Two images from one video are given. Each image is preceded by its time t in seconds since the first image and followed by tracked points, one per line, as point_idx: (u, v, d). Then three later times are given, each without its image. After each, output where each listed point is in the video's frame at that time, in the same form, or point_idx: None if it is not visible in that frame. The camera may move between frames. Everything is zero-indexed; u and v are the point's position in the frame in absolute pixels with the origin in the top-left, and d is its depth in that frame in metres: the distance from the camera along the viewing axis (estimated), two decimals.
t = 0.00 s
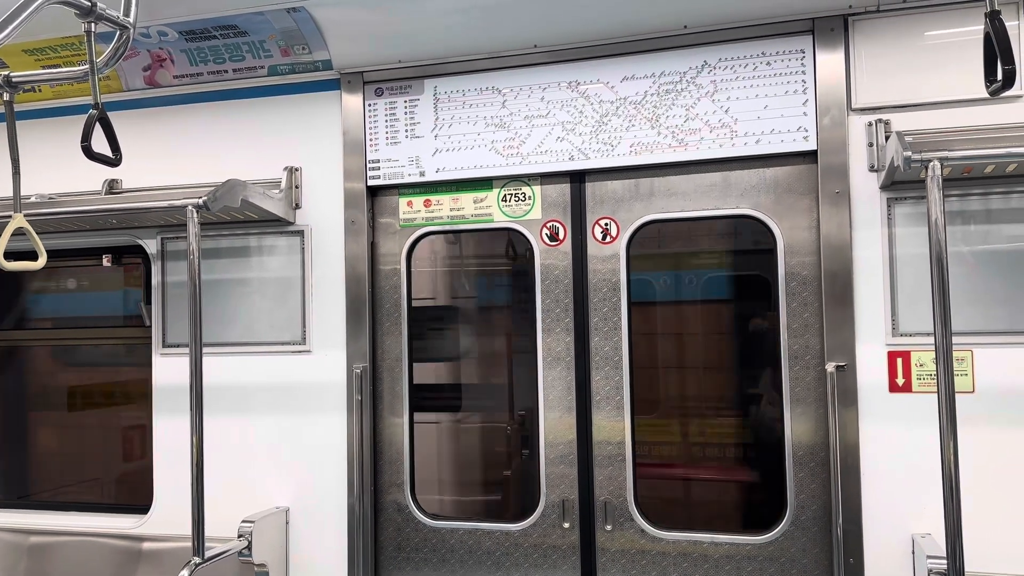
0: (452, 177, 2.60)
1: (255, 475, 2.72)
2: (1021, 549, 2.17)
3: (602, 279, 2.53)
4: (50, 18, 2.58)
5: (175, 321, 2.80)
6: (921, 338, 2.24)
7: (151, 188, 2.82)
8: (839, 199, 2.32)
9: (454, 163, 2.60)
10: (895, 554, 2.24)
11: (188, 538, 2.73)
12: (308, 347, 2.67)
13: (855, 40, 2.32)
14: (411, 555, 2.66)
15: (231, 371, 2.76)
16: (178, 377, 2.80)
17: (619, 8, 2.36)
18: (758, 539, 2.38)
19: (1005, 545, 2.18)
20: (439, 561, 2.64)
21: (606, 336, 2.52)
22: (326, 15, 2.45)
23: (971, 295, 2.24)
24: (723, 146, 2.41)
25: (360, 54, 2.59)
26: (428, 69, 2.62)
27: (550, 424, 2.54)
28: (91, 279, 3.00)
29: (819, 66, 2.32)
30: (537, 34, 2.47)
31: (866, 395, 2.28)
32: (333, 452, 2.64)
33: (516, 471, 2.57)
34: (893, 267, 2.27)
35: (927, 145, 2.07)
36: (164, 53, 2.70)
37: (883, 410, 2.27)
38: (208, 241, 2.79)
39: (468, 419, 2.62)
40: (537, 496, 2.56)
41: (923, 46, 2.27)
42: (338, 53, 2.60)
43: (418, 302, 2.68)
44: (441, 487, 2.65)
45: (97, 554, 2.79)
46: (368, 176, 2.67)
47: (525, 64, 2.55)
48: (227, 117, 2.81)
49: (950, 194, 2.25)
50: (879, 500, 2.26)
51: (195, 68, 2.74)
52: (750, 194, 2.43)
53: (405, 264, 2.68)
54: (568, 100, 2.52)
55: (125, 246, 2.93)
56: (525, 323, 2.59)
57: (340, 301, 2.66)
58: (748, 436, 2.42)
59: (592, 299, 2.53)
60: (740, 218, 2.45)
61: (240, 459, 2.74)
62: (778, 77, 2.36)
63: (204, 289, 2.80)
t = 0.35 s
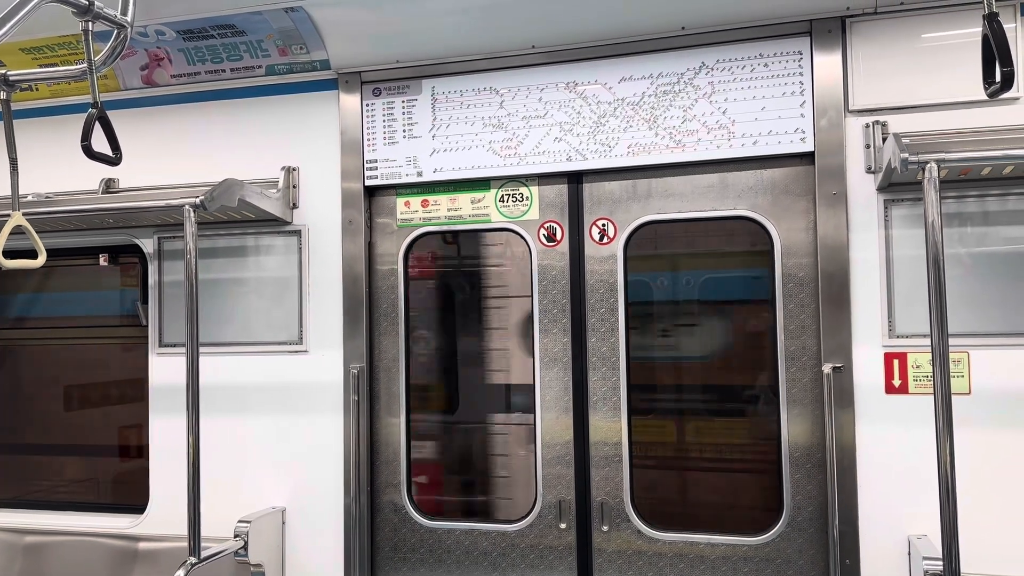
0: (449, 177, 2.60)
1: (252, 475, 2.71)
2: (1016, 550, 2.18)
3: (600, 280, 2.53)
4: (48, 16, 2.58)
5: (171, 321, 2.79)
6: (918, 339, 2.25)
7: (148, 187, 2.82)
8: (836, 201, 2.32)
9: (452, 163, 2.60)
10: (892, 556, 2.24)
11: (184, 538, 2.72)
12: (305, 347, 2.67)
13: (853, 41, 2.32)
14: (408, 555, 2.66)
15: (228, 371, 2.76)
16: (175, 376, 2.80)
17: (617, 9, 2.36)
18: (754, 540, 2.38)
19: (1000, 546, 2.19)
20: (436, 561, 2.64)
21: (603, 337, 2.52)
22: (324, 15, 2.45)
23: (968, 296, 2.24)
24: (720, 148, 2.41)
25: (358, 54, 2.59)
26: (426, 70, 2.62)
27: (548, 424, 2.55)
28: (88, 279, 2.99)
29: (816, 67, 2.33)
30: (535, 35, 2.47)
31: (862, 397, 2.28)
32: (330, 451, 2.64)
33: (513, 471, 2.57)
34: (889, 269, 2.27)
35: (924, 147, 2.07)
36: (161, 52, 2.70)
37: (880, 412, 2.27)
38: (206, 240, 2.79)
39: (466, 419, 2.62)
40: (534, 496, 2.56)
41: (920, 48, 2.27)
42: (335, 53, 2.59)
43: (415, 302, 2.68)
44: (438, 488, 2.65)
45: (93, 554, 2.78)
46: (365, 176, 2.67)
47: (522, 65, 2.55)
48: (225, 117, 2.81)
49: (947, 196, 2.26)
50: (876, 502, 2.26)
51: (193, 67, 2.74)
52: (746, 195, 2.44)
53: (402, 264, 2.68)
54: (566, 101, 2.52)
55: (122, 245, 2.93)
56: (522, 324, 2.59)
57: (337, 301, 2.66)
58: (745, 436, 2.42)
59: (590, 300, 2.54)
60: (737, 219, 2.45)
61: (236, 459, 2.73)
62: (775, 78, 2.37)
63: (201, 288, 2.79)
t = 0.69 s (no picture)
0: (447, 178, 2.60)
1: (249, 475, 2.71)
2: (1012, 552, 2.18)
3: (597, 281, 2.53)
4: (46, 14, 2.58)
5: (168, 321, 2.79)
6: (915, 341, 2.25)
7: (146, 186, 2.81)
8: (833, 202, 2.33)
9: (450, 163, 2.60)
10: (889, 558, 2.25)
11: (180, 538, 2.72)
12: (302, 347, 2.67)
13: (851, 43, 2.32)
14: (404, 555, 2.66)
15: (225, 370, 2.76)
16: (171, 376, 2.79)
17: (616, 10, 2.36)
18: (751, 541, 2.38)
19: (997, 548, 2.19)
20: (433, 561, 2.64)
21: (600, 338, 2.52)
22: (322, 15, 2.45)
23: (965, 298, 2.25)
24: (718, 149, 2.41)
25: (356, 53, 2.59)
26: (424, 70, 2.62)
27: (545, 424, 2.55)
28: (85, 278, 2.99)
29: (814, 69, 2.33)
30: (534, 35, 2.47)
31: (859, 398, 2.29)
32: (327, 451, 2.64)
33: (510, 472, 2.57)
34: (886, 270, 2.28)
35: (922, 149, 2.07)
36: (159, 51, 2.70)
37: (876, 414, 2.27)
38: (203, 240, 2.78)
39: (463, 419, 2.62)
40: (531, 497, 2.56)
41: (918, 50, 2.28)
42: (334, 53, 2.59)
43: (413, 302, 2.68)
44: (435, 488, 2.64)
45: (88, 554, 2.77)
46: (363, 176, 2.67)
47: (521, 65, 2.55)
48: (222, 116, 2.80)
49: (944, 198, 2.26)
50: (872, 503, 2.26)
51: (191, 67, 2.74)
52: (744, 197, 2.44)
53: (399, 264, 2.68)
54: (564, 101, 2.52)
55: (119, 245, 2.92)
56: (519, 324, 2.59)
57: (334, 300, 2.66)
58: (741, 437, 2.42)
59: (587, 300, 2.54)
60: (734, 221, 2.45)
61: (233, 459, 2.73)
62: (773, 80, 2.37)
63: (198, 288, 2.79)
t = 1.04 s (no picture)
0: (445, 177, 2.60)
1: (246, 474, 2.71)
2: (1009, 554, 2.19)
3: (595, 281, 2.53)
4: (44, 12, 2.58)
5: (166, 320, 2.79)
6: (912, 342, 2.25)
7: (143, 185, 2.81)
8: (831, 203, 2.33)
9: (448, 163, 2.60)
10: (886, 559, 2.25)
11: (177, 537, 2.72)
12: (300, 346, 2.67)
13: (849, 44, 2.32)
14: (401, 555, 2.66)
15: (223, 369, 2.76)
16: (169, 375, 2.79)
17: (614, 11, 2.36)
18: (748, 541, 2.39)
19: (994, 549, 2.19)
20: (430, 561, 2.64)
21: (598, 338, 2.52)
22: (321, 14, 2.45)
23: (962, 299, 2.25)
24: (716, 149, 2.41)
25: (354, 53, 2.59)
26: (422, 69, 2.62)
27: (542, 424, 2.55)
28: (82, 276, 2.98)
29: (812, 70, 2.33)
30: (532, 35, 2.47)
31: (856, 398, 2.29)
32: (324, 451, 2.64)
33: (507, 472, 2.57)
34: (883, 271, 2.28)
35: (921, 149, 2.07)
36: (157, 50, 2.70)
37: (873, 415, 2.28)
38: (200, 239, 2.78)
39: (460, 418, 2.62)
40: (528, 497, 2.56)
41: (915, 51, 2.28)
42: (332, 52, 2.59)
43: (410, 301, 2.68)
44: (432, 488, 2.64)
45: (85, 553, 2.77)
46: (362, 176, 2.66)
47: (519, 65, 2.55)
48: (220, 115, 2.80)
49: (941, 199, 2.26)
50: (870, 504, 2.27)
51: (189, 65, 2.74)
52: (742, 197, 2.44)
53: (397, 264, 2.68)
54: (562, 101, 2.52)
55: (117, 243, 2.92)
56: (517, 325, 2.59)
57: (332, 300, 2.66)
58: (738, 438, 2.42)
59: (585, 301, 2.54)
60: (732, 221, 2.45)
61: (230, 458, 2.73)
62: (771, 80, 2.37)
63: (195, 287, 2.79)
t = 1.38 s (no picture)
0: (444, 175, 2.60)
1: (244, 471, 2.71)
2: (1007, 553, 2.19)
3: (594, 279, 2.53)
4: (42, 9, 2.58)
5: (164, 317, 2.78)
6: (911, 341, 2.25)
7: (141, 182, 2.81)
8: (829, 202, 2.33)
9: (447, 161, 2.59)
10: (884, 558, 2.25)
11: (174, 535, 2.71)
12: (298, 344, 2.67)
13: (848, 43, 2.32)
14: (399, 553, 2.66)
15: (221, 367, 2.75)
16: (167, 372, 2.79)
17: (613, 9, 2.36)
18: (746, 540, 2.39)
19: (991, 547, 2.20)
20: (428, 558, 2.64)
21: (597, 336, 2.52)
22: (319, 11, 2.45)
23: (960, 298, 2.25)
24: (715, 148, 2.41)
25: (353, 50, 2.58)
26: (421, 67, 2.62)
27: (541, 422, 2.55)
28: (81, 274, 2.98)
29: (811, 68, 2.33)
30: (531, 33, 2.47)
31: (853, 396, 2.29)
32: (322, 448, 2.64)
33: (505, 470, 2.57)
34: (882, 270, 2.28)
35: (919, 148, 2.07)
36: (156, 47, 2.69)
37: (872, 414, 2.28)
38: (199, 236, 2.78)
39: (459, 416, 2.62)
40: (526, 495, 2.56)
41: (914, 50, 2.28)
42: (331, 50, 2.59)
43: (409, 299, 2.68)
44: (430, 486, 2.64)
45: (82, 551, 2.77)
46: (360, 174, 2.66)
47: (518, 63, 2.55)
48: (218, 112, 2.80)
49: (940, 198, 2.26)
50: (868, 502, 2.27)
51: (187, 62, 2.73)
52: (741, 195, 2.44)
53: (396, 262, 2.68)
54: (561, 99, 2.52)
55: (115, 241, 2.92)
56: (516, 323, 2.59)
57: (330, 298, 2.66)
58: (736, 436, 2.42)
59: (583, 299, 2.54)
60: (731, 220, 2.46)
61: (227, 456, 2.73)
62: (770, 79, 2.37)
63: (193, 284, 2.78)
